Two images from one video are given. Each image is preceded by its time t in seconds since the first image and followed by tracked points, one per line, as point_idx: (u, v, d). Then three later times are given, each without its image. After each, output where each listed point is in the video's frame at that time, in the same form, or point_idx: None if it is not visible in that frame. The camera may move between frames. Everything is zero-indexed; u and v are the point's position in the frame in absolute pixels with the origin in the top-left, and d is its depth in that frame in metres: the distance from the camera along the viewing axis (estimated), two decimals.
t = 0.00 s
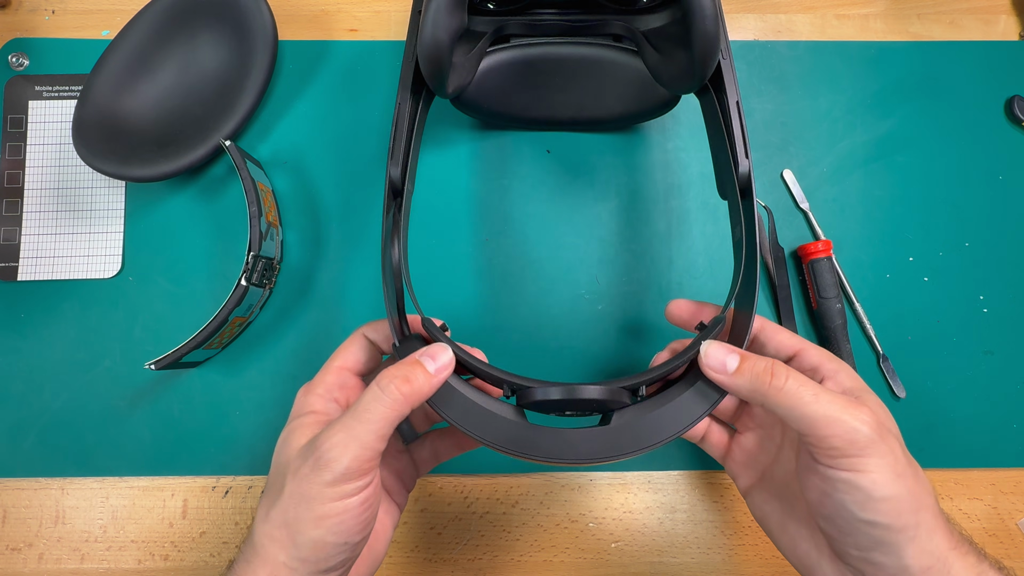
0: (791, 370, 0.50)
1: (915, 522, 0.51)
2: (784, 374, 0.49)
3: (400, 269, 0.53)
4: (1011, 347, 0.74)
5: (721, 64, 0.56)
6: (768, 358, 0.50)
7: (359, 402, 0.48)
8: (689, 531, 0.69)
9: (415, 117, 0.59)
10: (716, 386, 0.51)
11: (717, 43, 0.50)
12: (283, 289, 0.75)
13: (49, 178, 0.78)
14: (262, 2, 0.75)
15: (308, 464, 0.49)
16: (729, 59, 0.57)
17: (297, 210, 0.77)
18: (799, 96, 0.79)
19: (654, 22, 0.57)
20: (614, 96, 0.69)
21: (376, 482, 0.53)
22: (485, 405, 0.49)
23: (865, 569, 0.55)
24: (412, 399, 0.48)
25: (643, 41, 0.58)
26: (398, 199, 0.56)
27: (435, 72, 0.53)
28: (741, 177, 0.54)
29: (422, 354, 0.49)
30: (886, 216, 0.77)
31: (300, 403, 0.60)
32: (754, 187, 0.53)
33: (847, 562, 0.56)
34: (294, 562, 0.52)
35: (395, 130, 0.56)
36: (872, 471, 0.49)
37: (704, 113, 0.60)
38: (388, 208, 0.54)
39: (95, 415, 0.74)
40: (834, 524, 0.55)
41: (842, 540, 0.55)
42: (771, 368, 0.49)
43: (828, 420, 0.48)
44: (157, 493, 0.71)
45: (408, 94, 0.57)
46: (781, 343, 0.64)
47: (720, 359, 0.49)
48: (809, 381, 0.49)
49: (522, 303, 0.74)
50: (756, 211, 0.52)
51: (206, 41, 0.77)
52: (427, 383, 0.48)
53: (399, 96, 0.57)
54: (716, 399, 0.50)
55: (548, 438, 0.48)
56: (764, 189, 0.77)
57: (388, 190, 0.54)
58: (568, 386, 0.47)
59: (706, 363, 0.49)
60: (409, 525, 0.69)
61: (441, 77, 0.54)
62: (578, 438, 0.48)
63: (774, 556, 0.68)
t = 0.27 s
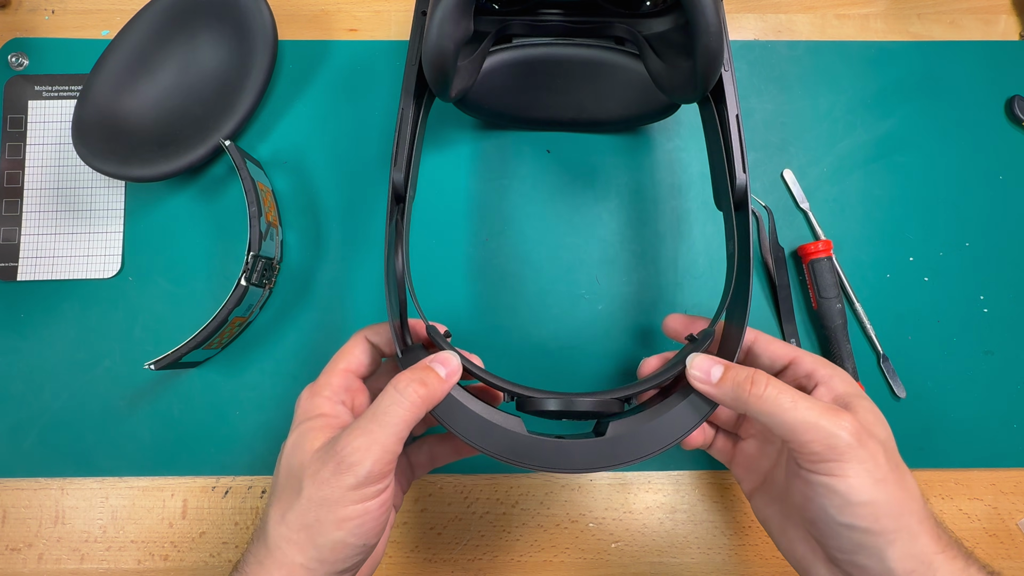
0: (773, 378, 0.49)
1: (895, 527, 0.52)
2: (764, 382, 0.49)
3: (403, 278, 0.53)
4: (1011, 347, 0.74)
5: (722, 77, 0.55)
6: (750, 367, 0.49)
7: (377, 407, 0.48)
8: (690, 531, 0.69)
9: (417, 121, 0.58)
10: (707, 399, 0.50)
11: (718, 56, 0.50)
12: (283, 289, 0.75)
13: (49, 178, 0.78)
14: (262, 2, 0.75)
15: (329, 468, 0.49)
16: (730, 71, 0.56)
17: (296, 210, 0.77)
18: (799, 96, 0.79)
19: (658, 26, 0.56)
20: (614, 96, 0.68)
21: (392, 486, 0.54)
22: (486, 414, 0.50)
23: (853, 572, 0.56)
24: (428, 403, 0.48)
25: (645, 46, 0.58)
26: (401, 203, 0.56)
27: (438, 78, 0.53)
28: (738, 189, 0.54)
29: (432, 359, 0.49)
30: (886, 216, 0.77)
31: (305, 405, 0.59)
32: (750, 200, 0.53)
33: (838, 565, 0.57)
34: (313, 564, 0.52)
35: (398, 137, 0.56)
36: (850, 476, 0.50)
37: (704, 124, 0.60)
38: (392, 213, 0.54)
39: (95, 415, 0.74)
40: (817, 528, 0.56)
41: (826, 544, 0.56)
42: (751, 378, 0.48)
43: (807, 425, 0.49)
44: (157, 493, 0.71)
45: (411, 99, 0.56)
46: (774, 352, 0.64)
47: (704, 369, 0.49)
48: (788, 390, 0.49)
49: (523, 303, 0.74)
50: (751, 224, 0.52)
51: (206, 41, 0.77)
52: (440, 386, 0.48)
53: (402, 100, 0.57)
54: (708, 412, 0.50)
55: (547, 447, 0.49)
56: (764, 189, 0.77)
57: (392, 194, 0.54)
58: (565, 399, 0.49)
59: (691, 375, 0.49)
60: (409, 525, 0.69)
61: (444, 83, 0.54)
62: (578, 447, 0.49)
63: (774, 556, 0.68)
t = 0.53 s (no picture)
0: (763, 371, 0.50)
1: (893, 525, 0.52)
2: (756, 374, 0.49)
3: (413, 289, 0.54)
4: (1011, 347, 0.74)
5: (722, 78, 0.55)
6: (744, 358, 0.50)
7: (401, 414, 0.49)
8: (690, 530, 0.69)
9: (419, 129, 0.59)
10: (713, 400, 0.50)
11: (719, 58, 0.50)
12: (283, 289, 0.75)
13: (49, 178, 0.78)
14: (262, 2, 0.75)
15: (360, 477, 0.49)
16: (730, 73, 0.56)
17: (296, 210, 0.77)
18: (799, 96, 0.79)
19: (658, 26, 0.57)
20: (614, 96, 0.68)
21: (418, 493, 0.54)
22: (494, 424, 0.50)
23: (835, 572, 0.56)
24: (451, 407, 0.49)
25: (644, 45, 0.57)
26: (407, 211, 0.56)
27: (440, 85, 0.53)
28: (738, 191, 0.54)
29: (449, 365, 0.51)
30: (886, 216, 0.77)
31: (322, 417, 0.58)
32: (749, 201, 0.54)
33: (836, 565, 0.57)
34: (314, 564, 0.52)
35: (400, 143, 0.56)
36: (830, 472, 0.50)
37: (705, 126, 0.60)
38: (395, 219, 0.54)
39: (95, 415, 0.74)
40: (798, 525, 0.56)
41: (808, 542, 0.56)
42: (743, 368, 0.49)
43: (792, 419, 0.49)
44: (157, 493, 0.71)
45: (412, 106, 0.57)
46: (770, 352, 0.64)
47: (700, 360, 0.51)
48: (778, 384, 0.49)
49: (523, 303, 0.74)
50: (750, 224, 0.53)
51: (206, 41, 0.77)
52: (461, 390, 0.49)
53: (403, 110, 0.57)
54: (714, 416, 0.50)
55: (557, 456, 0.49)
56: (764, 189, 0.77)
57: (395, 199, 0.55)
58: (570, 406, 0.52)
59: (687, 363, 0.52)
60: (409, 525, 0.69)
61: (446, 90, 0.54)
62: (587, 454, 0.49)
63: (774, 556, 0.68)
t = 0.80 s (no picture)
0: (762, 382, 0.51)
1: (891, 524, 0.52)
2: (757, 384, 0.50)
3: (410, 294, 0.53)
4: (1011, 347, 0.74)
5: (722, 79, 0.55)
6: (744, 368, 0.50)
7: (441, 450, 0.48)
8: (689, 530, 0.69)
9: (418, 133, 0.59)
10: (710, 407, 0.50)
11: (719, 60, 0.50)
12: (283, 289, 0.75)
13: (49, 178, 0.78)
14: (262, 2, 0.75)
15: (387, 504, 0.49)
16: (729, 74, 0.56)
17: (296, 210, 0.77)
18: (799, 96, 0.79)
19: (658, 26, 0.56)
20: (614, 96, 0.68)
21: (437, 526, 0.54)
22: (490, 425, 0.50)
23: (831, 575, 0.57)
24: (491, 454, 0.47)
25: (644, 45, 0.57)
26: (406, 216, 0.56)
27: (438, 89, 0.53)
28: (738, 194, 0.54)
29: (496, 408, 0.49)
30: (886, 216, 0.77)
31: (355, 443, 0.59)
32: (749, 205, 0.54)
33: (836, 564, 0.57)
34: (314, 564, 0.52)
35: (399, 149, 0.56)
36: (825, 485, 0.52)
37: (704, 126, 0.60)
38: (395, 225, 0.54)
39: (95, 415, 0.74)
40: (791, 536, 0.58)
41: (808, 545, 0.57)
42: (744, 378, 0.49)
43: (792, 430, 0.51)
44: (157, 493, 0.71)
45: (411, 111, 0.57)
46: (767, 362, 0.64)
47: (700, 364, 0.50)
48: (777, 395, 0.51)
49: (523, 303, 0.74)
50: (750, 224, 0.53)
51: (206, 41, 0.77)
52: (501, 437, 0.47)
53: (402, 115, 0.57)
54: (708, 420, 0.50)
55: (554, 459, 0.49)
56: (764, 189, 0.77)
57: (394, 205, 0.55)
58: (566, 412, 0.52)
59: (687, 367, 0.50)
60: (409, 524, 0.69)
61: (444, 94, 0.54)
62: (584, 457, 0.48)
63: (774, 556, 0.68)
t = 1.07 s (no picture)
0: (730, 418, 0.48)
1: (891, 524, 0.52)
2: (722, 420, 0.47)
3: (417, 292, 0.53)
4: (1011, 347, 0.74)
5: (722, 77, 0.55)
6: (711, 404, 0.48)
7: (466, 451, 0.48)
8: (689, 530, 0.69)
9: (419, 135, 0.59)
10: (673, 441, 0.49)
11: (717, 57, 0.49)
12: (283, 289, 0.75)
13: (49, 179, 0.78)
14: (262, 2, 0.75)
15: (415, 505, 0.49)
16: (729, 71, 0.56)
17: (296, 210, 0.77)
18: (799, 96, 0.79)
19: (655, 24, 0.57)
20: (614, 96, 0.68)
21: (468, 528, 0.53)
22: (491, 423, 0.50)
23: None
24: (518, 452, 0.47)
25: (643, 44, 0.57)
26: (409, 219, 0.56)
27: (438, 91, 0.53)
28: (740, 190, 0.54)
29: (521, 408, 0.48)
30: (887, 216, 0.77)
31: (382, 452, 0.59)
32: (750, 199, 0.54)
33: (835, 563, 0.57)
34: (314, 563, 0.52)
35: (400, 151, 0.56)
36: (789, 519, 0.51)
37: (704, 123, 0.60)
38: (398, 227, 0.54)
39: (95, 415, 0.74)
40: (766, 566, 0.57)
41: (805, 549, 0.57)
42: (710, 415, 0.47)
43: (757, 468, 0.49)
44: (157, 493, 0.71)
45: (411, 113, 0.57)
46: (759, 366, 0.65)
47: (665, 403, 0.48)
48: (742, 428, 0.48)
49: (523, 303, 0.74)
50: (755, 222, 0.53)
51: (206, 41, 0.77)
52: (528, 436, 0.47)
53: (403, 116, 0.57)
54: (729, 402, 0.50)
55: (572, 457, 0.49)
56: (765, 189, 0.77)
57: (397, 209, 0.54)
58: (579, 411, 0.51)
59: (652, 407, 0.48)
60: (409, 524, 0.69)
61: (444, 97, 0.54)
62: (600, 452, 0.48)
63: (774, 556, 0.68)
